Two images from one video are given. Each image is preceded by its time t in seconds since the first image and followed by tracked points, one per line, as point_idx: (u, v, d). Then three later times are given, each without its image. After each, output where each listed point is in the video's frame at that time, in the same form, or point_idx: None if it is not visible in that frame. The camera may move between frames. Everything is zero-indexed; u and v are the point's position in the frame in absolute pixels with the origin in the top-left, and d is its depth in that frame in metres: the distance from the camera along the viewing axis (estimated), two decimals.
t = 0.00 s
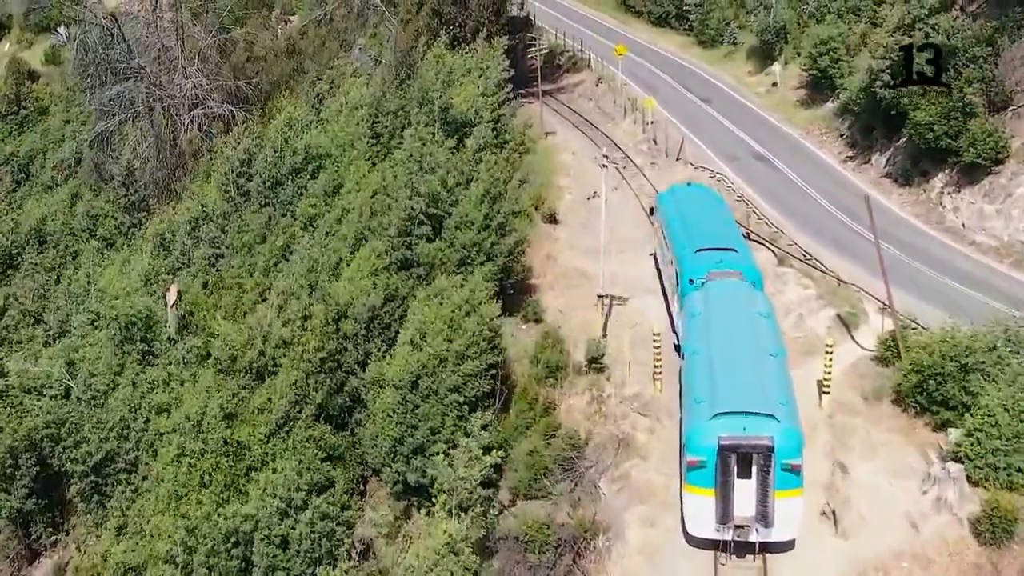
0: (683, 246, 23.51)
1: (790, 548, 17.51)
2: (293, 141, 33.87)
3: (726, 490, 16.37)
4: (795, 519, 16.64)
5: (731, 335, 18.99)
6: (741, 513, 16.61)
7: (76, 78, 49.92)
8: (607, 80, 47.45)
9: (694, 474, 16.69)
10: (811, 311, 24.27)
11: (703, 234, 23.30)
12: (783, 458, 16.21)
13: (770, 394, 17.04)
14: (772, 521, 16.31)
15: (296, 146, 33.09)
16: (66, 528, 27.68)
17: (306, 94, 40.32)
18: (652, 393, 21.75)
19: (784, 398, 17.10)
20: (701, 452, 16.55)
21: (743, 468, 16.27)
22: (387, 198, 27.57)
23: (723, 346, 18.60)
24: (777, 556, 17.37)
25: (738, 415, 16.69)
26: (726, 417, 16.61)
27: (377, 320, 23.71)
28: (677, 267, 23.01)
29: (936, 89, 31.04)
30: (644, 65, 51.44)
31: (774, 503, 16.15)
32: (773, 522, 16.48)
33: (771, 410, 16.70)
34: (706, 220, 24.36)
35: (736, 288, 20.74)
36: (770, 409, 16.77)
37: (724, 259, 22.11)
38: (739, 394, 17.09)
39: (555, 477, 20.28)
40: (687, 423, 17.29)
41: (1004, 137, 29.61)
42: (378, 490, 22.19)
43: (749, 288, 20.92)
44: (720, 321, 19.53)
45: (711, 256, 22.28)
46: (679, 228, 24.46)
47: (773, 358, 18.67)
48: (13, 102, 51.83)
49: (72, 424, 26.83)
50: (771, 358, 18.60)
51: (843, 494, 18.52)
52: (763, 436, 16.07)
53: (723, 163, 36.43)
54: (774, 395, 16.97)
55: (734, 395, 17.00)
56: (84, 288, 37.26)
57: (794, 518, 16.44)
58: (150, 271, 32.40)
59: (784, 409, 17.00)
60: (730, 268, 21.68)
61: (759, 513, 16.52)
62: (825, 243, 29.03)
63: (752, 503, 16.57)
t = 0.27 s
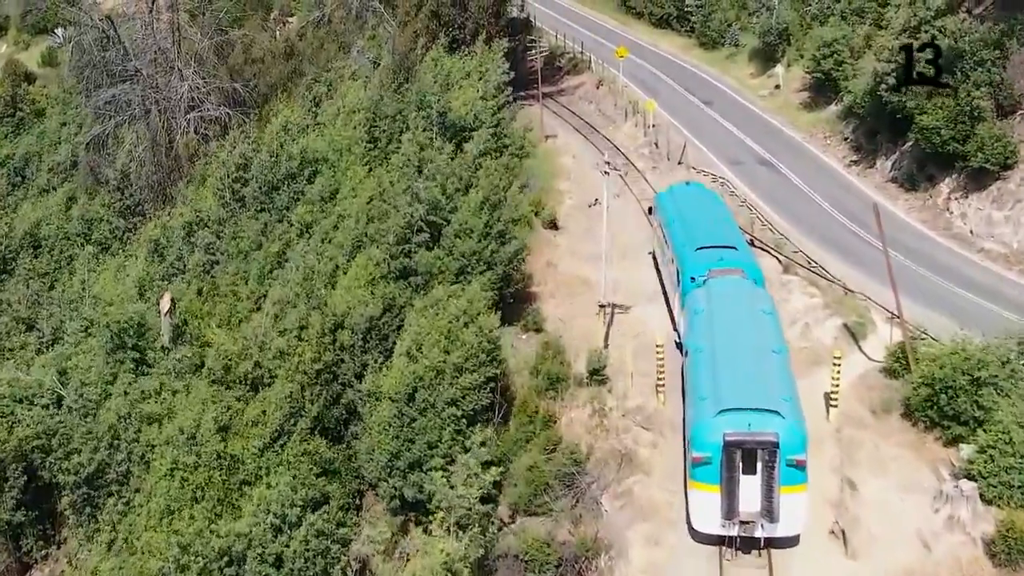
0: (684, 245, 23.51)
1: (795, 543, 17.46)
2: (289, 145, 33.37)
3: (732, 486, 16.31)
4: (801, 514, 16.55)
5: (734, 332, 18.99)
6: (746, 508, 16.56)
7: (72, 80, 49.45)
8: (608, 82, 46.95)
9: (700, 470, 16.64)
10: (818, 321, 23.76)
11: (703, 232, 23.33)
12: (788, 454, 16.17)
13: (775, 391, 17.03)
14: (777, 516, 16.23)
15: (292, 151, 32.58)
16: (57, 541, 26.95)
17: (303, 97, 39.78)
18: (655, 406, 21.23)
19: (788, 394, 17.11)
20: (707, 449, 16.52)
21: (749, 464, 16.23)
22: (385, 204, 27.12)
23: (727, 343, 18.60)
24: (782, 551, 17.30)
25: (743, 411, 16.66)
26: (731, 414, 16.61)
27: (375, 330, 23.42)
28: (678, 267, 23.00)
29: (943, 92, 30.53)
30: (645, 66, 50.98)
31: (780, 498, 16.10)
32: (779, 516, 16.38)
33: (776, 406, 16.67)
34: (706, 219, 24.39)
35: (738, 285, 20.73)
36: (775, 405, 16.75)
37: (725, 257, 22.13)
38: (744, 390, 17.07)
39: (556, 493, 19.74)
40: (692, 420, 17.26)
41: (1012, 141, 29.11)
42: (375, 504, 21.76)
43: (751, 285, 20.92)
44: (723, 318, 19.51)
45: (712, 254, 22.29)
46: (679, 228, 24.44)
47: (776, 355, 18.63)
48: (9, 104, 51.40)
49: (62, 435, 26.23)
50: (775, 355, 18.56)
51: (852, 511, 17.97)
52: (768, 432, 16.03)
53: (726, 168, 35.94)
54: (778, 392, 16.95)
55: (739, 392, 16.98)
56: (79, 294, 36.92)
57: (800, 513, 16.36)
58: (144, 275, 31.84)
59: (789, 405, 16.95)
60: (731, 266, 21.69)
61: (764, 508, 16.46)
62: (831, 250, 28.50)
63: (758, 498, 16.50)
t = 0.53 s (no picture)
0: (684, 242, 23.35)
1: (801, 536, 17.36)
2: (285, 150, 32.82)
3: (737, 480, 16.18)
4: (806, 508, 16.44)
5: (736, 327, 18.85)
6: (751, 503, 16.44)
7: (69, 82, 48.93)
8: (609, 85, 46.45)
9: (705, 465, 16.49)
10: (824, 331, 23.23)
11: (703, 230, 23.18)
12: (793, 448, 16.06)
13: (779, 386, 16.90)
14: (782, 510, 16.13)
15: (288, 156, 32.03)
16: (49, 555, 25.84)
17: (300, 100, 39.24)
18: (658, 418, 20.73)
19: (792, 389, 16.97)
20: (712, 444, 16.38)
21: (754, 458, 16.11)
22: (383, 210, 26.61)
23: (729, 339, 18.46)
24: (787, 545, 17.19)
25: (748, 405, 16.51)
26: (736, 408, 16.40)
27: (372, 341, 22.86)
28: (679, 264, 22.84)
29: (949, 96, 29.99)
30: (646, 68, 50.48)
31: (785, 492, 16.01)
32: (784, 510, 16.29)
33: (780, 400, 16.55)
34: (706, 216, 24.25)
35: (739, 281, 20.60)
36: (779, 399, 16.62)
37: (726, 254, 21.99)
38: (748, 385, 16.92)
39: (557, 510, 19.20)
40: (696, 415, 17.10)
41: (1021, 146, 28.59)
42: (370, 519, 21.29)
43: (752, 282, 20.80)
44: (725, 314, 19.38)
45: (712, 251, 22.10)
46: (679, 226, 24.25)
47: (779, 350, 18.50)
48: (5, 106, 50.88)
49: (54, 445, 25.71)
50: (778, 350, 18.43)
51: (862, 530, 17.43)
52: (773, 426, 15.91)
53: (729, 172, 35.40)
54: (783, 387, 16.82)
55: (744, 387, 16.83)
56: (72, 300, 36.31)
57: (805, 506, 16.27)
58: (138, 281, 31.29)
59: (794, 399, 16.83)
60: (732, 262, 21.56)
61: (770, 501, 16.35)
62: (837, 257, 27.95)
63: (763, 492, 16.38)
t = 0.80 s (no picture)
0: (684, 240, 23.23)
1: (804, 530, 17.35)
2: (281, 154, 32.25)
3: (742, 475, 16.13)
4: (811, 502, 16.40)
5: (738, 323, 18.77)
6: (756, 497, 16.40)
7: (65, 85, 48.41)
8: (610, 87, 45.91)
9: (710, 460, 16.43)
10: (830, 341, 22.75)
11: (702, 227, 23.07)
12: (797, 443, 16.00)
13: (783, 381, 16.82)
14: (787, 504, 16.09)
15: (284, 161, 31.46)
16: (39, 568, 25.47)
17: (298, 104, 38.72)
18: (662, 432, 20.26)
19: (795, 384, 16.93)
20: (716, 439, 16.31)
21: (758, 453, 16.07)
22: (380, 217, 26.12)
23: (731, 335, 18.37)
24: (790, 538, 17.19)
25: (752, 400, 16.44)
26: (740, 403, 16.34)
27: (369, 352, 22.42)
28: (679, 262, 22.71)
29: (957, 99, 29.34)
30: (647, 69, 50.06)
31: (790, 487, 15.99)
32: (789, 505, 16.27)
33: (784, 395, 16.48)
34: (705, 214, 24.15)
35: (740, 278, 20.51)
36: (783, 393, 16.56)
37: (727, 252, 21.89)
38: (752, 380, 16.84)
39: (558, 527, 18.70)
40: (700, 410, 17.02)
41: None
42: (367, 534, 20.81)
43: (753, 279, 20.72)
44: (726, 310, 19.29)
45: (713, 248, 22.00)
46: (679, 224, 24.12)
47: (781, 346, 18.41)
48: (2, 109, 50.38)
49: (44, 456, 25.06)
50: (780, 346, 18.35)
51: (873, 550, 16.91)
52: (778, 421, 15.86)
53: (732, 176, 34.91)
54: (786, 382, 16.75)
55: (747, 382, 16.75)
56: (66, 306, 35.69)
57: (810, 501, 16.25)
58: (132, 287, 30.54)
59: (797, 394, 16.75)
60: (733, 260, 21.46)
61: (774, 496, 16.32)
62: (842, 264, 27.46)
63: (767, 486, 16.35)
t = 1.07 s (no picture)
0: (684, 237, 23.09)
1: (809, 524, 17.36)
2: (278, 159, 31.70)
3: (746, 469, 16.07)
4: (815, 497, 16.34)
5: (740, 319, 18.65)
6: (761, 491, 16.34)
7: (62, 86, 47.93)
8: (611, 89, 45.33)
9: (714, 455, 16.35)
10: (837, 351, 22.26)
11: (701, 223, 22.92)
12: (801, 437, 15.93)
13: (786, 376, 16.72)
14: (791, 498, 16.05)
15: (281, 165, 30.92)
16: None
17: (295, 107, 38.21)
18: (665, 445, 19.75)
19: (798, 379, 16.84)
20: (721, 434, 16.22)
21: (762, 447, 16.01)
22: (378, 223, 25.64)
23: (733, 330, 18.26)
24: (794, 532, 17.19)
25: (755, 395, 16.34)
26: (744, 397, 16.26)
27: (365, 363, 21.78)
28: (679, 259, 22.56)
29: (965, 102, 28.69)
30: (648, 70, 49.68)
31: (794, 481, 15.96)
32: (793, 498, 16.22)
33: (788, 391, 16.39)
34: (704, 210, 23.99)
35: (741, 275, 20.39)
36: (787, 388, 16.46)
37: (726, 248, 21.76)
38: (755, 375, 16.73)
39: (559, 544, 18.23)
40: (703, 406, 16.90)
41: None
42: (364, 550, 20.29)
43: (754, 275, 20.61)
44: (727, 306, 19.18)
45: (713, 245, 21.83)
46: (678, 221, 23.95)
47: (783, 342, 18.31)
48: None
49: (35, 467, 24.56)
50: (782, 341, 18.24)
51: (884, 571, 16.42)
52: (782, 416, 15.79)
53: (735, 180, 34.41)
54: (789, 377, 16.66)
55: (751, 377, 16.64)
56: (60, 313, 35.10)
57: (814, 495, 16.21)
58: (128, 294, 29.97)
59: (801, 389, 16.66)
60: (733, 256, 21.34)
61: (778, 489, 16.26)
62: (847, 272, 27.00)
63: (772, 480, 16.30)
